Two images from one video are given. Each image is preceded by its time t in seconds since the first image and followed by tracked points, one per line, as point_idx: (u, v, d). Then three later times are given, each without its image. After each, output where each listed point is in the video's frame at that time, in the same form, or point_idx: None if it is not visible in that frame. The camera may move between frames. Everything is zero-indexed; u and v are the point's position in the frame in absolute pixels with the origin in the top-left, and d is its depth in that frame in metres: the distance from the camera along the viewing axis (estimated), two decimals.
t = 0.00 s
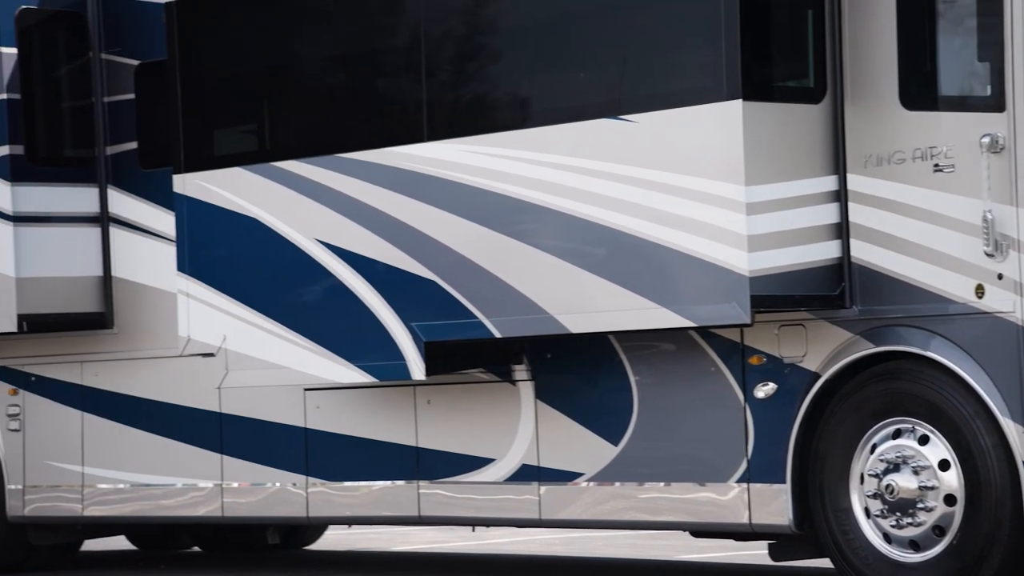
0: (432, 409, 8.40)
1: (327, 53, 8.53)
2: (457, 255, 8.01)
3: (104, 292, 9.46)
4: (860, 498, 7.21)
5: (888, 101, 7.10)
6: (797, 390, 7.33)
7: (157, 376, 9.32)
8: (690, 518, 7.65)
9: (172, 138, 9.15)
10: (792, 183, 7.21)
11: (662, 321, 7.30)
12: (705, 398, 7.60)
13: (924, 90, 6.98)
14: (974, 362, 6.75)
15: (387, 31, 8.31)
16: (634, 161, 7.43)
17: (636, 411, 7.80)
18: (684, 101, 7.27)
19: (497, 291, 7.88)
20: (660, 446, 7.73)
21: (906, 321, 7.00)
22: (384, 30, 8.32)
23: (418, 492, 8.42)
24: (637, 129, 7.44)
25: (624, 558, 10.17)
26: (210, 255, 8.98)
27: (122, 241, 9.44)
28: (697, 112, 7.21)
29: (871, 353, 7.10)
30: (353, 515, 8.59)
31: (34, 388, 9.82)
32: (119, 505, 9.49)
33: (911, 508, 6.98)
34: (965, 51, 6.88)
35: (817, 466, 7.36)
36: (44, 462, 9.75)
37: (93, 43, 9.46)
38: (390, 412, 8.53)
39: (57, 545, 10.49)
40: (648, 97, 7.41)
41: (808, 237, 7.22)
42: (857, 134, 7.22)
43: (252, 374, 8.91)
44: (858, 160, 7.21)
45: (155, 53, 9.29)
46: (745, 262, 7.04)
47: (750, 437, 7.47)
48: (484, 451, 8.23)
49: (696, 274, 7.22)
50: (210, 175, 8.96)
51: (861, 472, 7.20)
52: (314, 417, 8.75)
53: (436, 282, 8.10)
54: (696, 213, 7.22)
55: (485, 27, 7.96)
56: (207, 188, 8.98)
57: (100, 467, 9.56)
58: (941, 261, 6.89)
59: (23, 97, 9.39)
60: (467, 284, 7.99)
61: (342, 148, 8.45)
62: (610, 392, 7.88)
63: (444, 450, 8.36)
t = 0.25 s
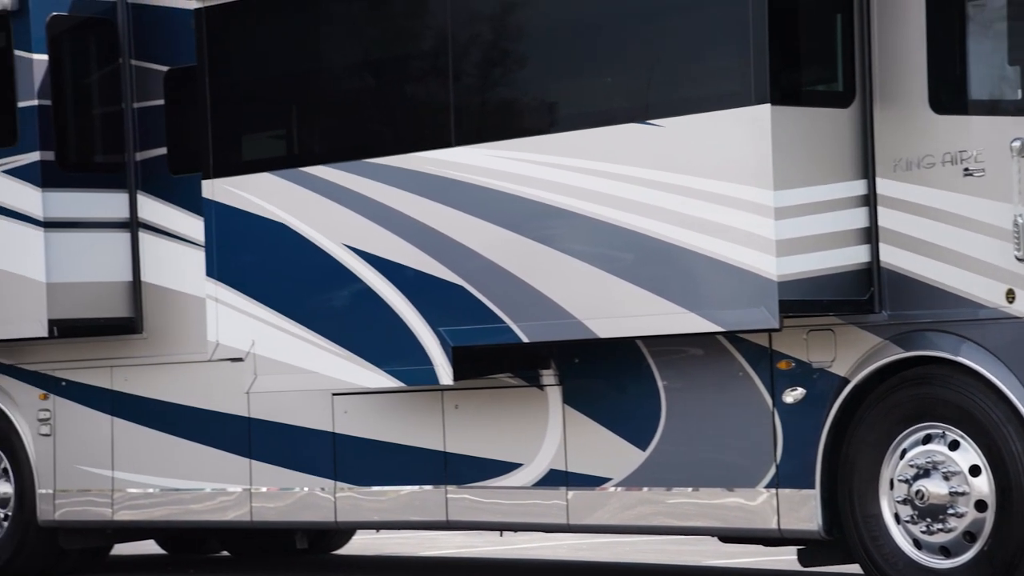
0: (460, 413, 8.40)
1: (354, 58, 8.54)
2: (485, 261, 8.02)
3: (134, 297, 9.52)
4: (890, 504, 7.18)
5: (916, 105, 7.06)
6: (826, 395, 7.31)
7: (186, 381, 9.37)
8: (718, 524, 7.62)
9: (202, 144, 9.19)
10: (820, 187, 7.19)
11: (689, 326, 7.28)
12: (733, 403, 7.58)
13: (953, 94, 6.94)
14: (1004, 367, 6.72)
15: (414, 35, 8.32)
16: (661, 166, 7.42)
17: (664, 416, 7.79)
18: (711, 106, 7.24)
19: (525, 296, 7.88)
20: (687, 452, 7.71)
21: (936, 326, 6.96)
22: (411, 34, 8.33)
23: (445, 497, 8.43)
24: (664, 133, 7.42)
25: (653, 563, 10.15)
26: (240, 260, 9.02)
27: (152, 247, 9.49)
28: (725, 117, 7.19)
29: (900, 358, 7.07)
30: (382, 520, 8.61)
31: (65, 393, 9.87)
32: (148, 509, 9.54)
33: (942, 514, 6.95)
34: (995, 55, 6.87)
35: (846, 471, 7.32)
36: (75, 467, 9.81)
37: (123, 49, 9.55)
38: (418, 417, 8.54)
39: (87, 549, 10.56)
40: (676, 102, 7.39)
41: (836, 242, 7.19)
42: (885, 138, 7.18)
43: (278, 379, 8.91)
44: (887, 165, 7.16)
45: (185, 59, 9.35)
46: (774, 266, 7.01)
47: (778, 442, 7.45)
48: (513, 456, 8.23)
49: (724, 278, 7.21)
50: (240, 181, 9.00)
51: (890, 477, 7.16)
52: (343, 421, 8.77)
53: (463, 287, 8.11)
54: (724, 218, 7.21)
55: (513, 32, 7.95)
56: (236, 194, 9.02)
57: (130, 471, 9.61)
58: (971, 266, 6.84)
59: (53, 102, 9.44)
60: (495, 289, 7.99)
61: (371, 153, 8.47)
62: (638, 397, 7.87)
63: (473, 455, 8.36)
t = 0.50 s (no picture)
0: (491, 418, 8.40)
1: (385, 64, 8.55)
2: (515, 265, 8.01)
3: (166, 303, 9.59)
4: (924, 510, 7.15)
5: (949, 109, 7.02)
6: (858, 402, 7.27)
7: (217, 387, 9.41)
8: (749, 529, 7.60)
9: (233, 150, 9.23)
10: (852, 192, 7.17)
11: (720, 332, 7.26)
12: (764, 409, 7.54)
13: (986, 98, 6.90)
14: None
15: (444, 42, 8.33)
16: (692, 171, 7.39)
17: (695, 421, 7.76)
18: (743, 111, 7.22)
19: (555, 301, 7.87)
20: (718, 458, 7.68)
21: (970, 331, 6.91)
22: (440, 41, 8.34)
23: (476, 502, 8.43)
24: (695, 138, 7.38)
25: (684, 569, 10.12)
26: (270, 265, 9.02)
27: (184, 253, 9.52)
28: (756, 122, 7.16)
29: (934, 364, 7.02)
30: (413, 525, 8.63)
31: (98, 397, 9.94)
32: (181, 514, 9.58)
33: (976, 521, 6.94)
34: None
35: (879, 478, 7.27)
36: (108, 472, 9.87)
37: (156, 56, 9.63)
38: (449, 422, 8.54)
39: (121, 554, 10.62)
40: (706, 107, 7.37)
41: (868, 247, 7.15)
42: (917, 143, 7.14)
43: (309, 385, 8.92)
44: (920, 169, 7.13)
45: (217, 66, 9.40)
46: (805, 272, 6.99)
47: (811, 448, 7.40)
48: (544, 461, 8.22)
49: (755, 284, 7.18)
50: (271, 187, 9.00)
51: (924, 484, 7.13)
52: (374, 426, 8.79)
53: (494, 292, 8.11)
54: (754, 223, 7.18)
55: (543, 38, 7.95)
56: (267, 200, 9.01)
57: (163, 476, 9.65)
58: (1004, 270, 6.80)
59: (86, 108, 9.52)
60: (526, 294, 7.98)
61: (402, 158, 8.48)
62: (669, 403, 7.85)
63: (504, 460, 8.36)
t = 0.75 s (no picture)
0: (523, 423, 8.39)
1: (418, 69, 8.57)
2: (547, 270, 8.01)
3: (200, 308, 9.65)
4: (958, 516, 7.11)
5: (983, 112, 6.96)
6: (892, 407, 7.22)
7: (251, 391, 9.44)
8: (783, 535, 7.56)
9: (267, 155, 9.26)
10: (885, 196, 7.13)
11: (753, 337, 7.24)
12: (797, 414, 7.50)
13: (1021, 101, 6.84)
14: None
15: (474, 47, 8.33)
16: (723, 175, 7.37)
17: (728, 427, 7.73)
18: (775, 116, 7.19)
19: (587, 306, 7.86)
20: (750, 464, 7.65)
21: (1004, 337, 6.85)
22: (470, 46, 8.35)
23: (509, 507, 8.43)
24: (727, 143, 7.36)
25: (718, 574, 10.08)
26: (303, 270, 9.04)
27: (218, 257, 9.58)
28: (788, 126, 7.13)
29: (969, 369, 6.98)
30: (445, 529, 8.64)
31: (132, 402, 9.99)
32: (215, 518, 9.62)
33: (1012, 527, 6.93)
34: None
35: (914, 483, 7.24)
36: (141, 476, 9.91)
37: (190, 62, 9.68)
38: (481, 427, 8.54)
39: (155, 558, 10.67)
40: (738, 112, 7.34)
41: (901, 252, 7.11)
42: (951, 147, 7.09)
43: (343, 390, 8.94)
44: (954, 173, 7.06)
45: (250, 72, 9.44)
46: (838, 277, 6.97)
47: (844, 454, 7.36)
48: (576, 466, 8.21)
49: (788, 288, 7.15)
50: (305, 192, 9.04)
51: (959, 489, 7.09)
52: (406, 431, 8.80)
53: (526, 297, 8.11)
54: (786, 228, 7.14)
55: (573, 43, 7.93)
56: (301, 206, 9.05)
57: (196, 481, 9.69)
58: None
59: (121, 114, 9.55)
60: (558, 299, 7.98)
61: (434, 163, 8.49)
62: (701, 408, 7.82)
63: (536, 465, 8.35)
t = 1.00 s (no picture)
0: (553, 428, 8.39)
1: (448, 74, 8.58)
2: (577, 274, 8.00)
3: (230, 312, 9.69)
4: (992, 521, 7.05)
5: (1014, 114, 6.89)
6: (924, 412, 7.18)
7: (281, 396, 9.47)
8: (815, 540, 7.53)
9: (297, 160, 9.29)
10: (917, 200, 7.10)
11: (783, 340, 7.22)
12: (828, 419, 7.47)
13: None
14: None
15: (503, 52, 8.34)
16: (753, 179, 7.34)
17: (758, 432, 7.69)
18: (805, 119, 7.16)
19: (617, 310, 7.85)
20: (781, 469, 7.62)
21: None
22: (498, 52, 8.36)
23: (539, 511, 8.43)
24: (757, 147, 7.34)
25: None
26: (333, 275, 9.06)
27: (249, 262, 9.61)
28: (818, 130, 7.10)
29: (1003, 373, 6.90)
30: (475, 534, 8.64)
31: (164, 406, 10.04)
32: (245, 522, 9.65)
33: None
34: None
35: (946, 488, 7.19)
36: (173, 480, 9.96)
37: (221, 68, 9.73)
38: (511, 431, 8.54)
39: (188, 561, 10.71)
40: (768, 116, 7.31)
41: (933, 255, 7.08)
42: (983, 151, 7.03)
43: (373, 394, 8.95)
44: (987, 177, 6.99)
45: (281, 77, 9.46)
46: (870, 281, 6.94)
47: (876, 458, 7.33)
48: (606, 470, 8.20)
49: (819, 293, 7.13)
50: (334, 196, 9.05)
51: (992, 495, 7.03)
52: (436, 435, 8.81)
53: (555, 301, 8.10)
54: (817, 232, 7.12)
55: (602, 48, 7.93)
56: (331, 210, 9.06)
57: (227, 485, 9.73)
58: None
59: (153, 121, 9.66)
60: (587, 303, 7.97)
61: (464, 167, 8.49)
62: (731, 413, 7.79)
63: (566, 470, 8.34)
